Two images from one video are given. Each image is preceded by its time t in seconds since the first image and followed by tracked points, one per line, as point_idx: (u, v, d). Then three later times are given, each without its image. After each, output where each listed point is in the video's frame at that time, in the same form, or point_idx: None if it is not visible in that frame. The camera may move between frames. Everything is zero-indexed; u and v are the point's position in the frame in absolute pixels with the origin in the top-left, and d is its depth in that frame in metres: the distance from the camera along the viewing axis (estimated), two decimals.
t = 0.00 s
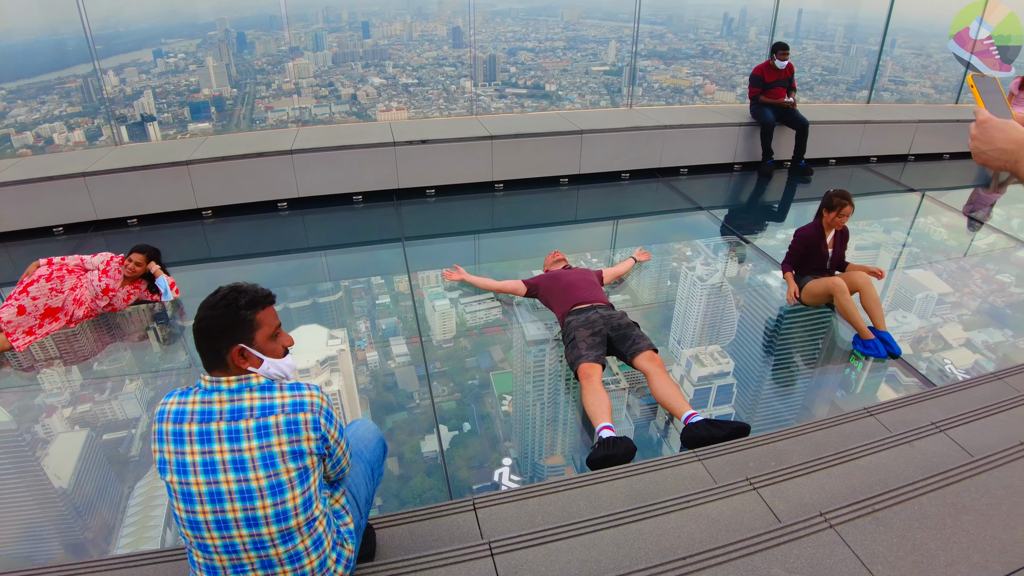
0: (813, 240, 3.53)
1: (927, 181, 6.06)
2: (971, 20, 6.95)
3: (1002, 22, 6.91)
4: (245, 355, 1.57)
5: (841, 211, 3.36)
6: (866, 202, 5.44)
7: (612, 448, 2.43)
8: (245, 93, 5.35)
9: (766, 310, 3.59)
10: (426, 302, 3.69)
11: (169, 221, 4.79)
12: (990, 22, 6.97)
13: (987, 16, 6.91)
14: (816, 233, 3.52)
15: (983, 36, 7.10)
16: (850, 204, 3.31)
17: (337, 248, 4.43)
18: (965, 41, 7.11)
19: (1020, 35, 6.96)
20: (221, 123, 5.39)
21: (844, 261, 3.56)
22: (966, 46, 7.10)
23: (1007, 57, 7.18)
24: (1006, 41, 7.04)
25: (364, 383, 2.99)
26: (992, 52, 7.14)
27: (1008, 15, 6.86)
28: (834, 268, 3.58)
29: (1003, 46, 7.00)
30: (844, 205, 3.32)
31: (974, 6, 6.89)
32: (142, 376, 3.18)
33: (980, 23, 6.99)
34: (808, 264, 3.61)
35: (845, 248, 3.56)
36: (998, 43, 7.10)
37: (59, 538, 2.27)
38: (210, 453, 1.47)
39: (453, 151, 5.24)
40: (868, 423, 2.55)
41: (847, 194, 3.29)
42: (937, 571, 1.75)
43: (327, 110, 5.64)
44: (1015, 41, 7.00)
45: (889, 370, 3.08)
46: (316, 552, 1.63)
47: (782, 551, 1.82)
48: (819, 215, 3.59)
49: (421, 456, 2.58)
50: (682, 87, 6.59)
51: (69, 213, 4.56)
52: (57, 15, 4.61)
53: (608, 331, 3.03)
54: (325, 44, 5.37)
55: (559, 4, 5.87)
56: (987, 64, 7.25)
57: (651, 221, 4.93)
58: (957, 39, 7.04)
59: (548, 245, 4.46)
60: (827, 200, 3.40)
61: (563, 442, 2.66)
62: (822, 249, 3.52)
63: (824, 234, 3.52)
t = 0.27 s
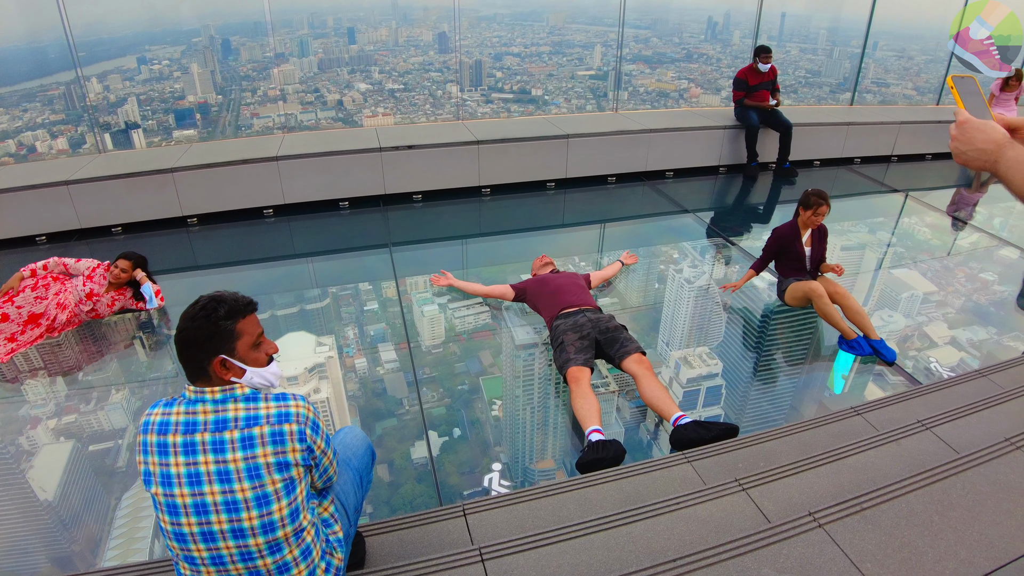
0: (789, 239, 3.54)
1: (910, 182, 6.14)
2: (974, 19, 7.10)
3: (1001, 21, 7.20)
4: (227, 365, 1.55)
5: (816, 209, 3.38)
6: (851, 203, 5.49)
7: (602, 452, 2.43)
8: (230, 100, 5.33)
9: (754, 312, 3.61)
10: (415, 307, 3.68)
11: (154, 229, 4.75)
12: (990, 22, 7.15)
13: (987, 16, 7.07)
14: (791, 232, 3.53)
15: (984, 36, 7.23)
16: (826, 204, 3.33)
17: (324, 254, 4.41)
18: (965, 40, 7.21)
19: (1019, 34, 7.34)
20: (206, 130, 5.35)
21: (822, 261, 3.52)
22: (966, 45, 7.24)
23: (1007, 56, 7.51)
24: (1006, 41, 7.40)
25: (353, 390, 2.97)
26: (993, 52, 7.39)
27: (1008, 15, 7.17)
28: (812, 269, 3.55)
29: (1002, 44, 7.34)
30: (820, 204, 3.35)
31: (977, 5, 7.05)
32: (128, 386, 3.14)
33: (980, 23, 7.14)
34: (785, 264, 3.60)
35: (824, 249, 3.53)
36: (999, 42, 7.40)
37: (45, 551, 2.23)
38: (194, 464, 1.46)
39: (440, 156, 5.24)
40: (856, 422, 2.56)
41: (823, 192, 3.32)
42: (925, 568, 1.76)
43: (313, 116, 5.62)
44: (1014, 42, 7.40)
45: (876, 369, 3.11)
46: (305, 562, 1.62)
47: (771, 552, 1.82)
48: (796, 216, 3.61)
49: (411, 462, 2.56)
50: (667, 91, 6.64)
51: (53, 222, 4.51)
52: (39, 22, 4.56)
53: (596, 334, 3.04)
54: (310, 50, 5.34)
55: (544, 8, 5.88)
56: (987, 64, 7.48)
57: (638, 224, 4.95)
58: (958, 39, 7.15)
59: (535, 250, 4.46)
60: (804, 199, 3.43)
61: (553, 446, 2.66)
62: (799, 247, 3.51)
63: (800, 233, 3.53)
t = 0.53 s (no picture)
0: (763, 240, 3.56)
1: (893, 182, 6.21)
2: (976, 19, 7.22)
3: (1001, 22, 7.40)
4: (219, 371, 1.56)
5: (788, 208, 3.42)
6: (835, 203, 5.54)
7: (591, 454, 2.44)
8: (215, 105, 5.28)
9: (740, 312, 3.63)
10: (403, 312, 3.67)
11: (138, 237, 4.70)
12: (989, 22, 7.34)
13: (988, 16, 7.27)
14: (764, 232, 3.57)
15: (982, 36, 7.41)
16: (801, 204, 3.36)
17: (311, 259, 4.39)
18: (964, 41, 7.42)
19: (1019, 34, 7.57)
20: (191, 136, 5.31)
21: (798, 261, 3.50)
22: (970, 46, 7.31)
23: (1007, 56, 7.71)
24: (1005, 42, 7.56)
25: (342, 396, 2.95)
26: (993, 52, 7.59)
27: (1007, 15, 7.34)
28: (787, 268, 3.53)
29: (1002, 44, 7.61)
30: (797, 206, 3.38)
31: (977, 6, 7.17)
32: (114, 395, 3.10)
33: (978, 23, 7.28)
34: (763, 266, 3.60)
35: (800, 248, 3.52)
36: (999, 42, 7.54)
37: (30, 564, 2.20)
38: (180, 474, 1.44)
39: (426, 160, 5.23)
40: (843, 420, 2.58)
41: (794, 191, 3.38)
42: (914, 564, 1.76)
43: (299, 121, 5.59)
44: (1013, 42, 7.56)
45: (862, 367, 3.13)
46: (294, 570, 1.61)
47: (761, 551, 1.82)
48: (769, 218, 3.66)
49: (400, 468, 2.55)
50: (652, 94, 6.68)
51: (35, 230, 4.46)
52: (20, 29, 4.51)
53: (584, 337, 3.04)
54: (295, 56, 5.34)
55: (530, 12, 5.90)
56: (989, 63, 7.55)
57: (625, 227, 4.96)
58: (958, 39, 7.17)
59: (523, 253, 4.46)
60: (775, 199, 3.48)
61: (543, 449, 2.66)
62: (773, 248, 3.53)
63: (774, 233, 3.56)
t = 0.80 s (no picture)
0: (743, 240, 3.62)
1: (877, 181, 6.28)
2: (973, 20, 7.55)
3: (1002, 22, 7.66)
4: (212, 376, 1.60)
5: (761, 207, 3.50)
6: (821, 203, 5.59)
7: (581, 455, 2.44)
8: (199, 110, 5.25)
9: (728, 311, 3.65)
10: (391, 316, 3.66)
11: (123, 243, 4.66)
12: (990, 22, 7.62)
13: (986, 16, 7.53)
14: (742, 232, 3.63)
15: (983, 36, 7.71)
16: (768, 202, 3.45)
17: (298, 264, 4.37)
18: (965, 40, 7.70)
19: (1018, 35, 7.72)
20: (175, 140, 5.26)
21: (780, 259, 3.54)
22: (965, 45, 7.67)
23: (1007, 56, 7.99)
24: (1006, 41, 7.80)
25: (330, 401, 2.93)
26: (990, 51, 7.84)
27: (1008, 15, 7.60)
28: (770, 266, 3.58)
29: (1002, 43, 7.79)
30: (764, 203, 3.47)
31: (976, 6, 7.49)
32: (100, 403, 3.06)
33: (980, 23, 7.60)
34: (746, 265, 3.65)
35: (781, 245, 3.56)
36: (999, 42, 7.81)
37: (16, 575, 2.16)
38: (167, 482, 1.43)
39: (413, 163, 5.22)
40: (831, 417, 2.60)
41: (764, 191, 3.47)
42: (904, 560, 1.77)
43: (285, 125, 5.56)
44: (1014, 41, 7.79)
45: (849, 365, 3.16)
46: None
47: (751, 549, 1.82)
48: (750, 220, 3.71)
49: (390, 472, 2.54)
50: (638, 95, 6.71)
51: (17, 237, 4.40)
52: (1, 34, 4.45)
53: (572, 338, 3.05)
54: (280, 59, 5.32)
55: (515, 15, 5.93)
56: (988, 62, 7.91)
57: (612, 228, 4.98)
58: (958, 39, 7.56)
59: (510, 255, 4.46)
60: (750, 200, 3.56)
61: (533, 451, 2.66)
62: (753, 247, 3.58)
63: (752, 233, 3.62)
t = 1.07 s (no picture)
0: (733, 240, 3.64)
1: (864, 180, 6.34)
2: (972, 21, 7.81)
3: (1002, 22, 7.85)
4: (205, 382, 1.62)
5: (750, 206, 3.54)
6: (808, 203, 5.63)
7: (573, 457, 2.44)
8: (186, 114, 5.21)
9: (718, 312, 3.67)
10: (381, 320, 3.65)
11: (109, 249, 4.61)
12: (990, 22, 7.84)
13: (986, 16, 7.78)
14: (733, 233, 3.65)
15: (983, 36, 7.93)
16: (752, 201, 3.51)
17: (286, 269, 4.34)
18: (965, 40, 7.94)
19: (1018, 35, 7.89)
20: (162, 145, 5.22)
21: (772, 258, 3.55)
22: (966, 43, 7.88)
23: (1007, 56, 8.17)
24: (1006, 41, 7.97)
25: (320, 406, 2.92)
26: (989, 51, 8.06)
27: (1008, 15, 7.79)
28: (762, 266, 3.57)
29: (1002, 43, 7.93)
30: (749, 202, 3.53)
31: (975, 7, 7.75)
32: (87, 411, 3.02)
33: (980, 24, 7.85)
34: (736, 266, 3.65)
35: (772, 244, 3.57)
36: (999, 42, 8.00)
37: None
38: (156, 490, 1.41)
39: (401, 166, 5.20)
40: (821, 416, 2.61)
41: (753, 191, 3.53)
42: (896, 557, 1.77)
43: (272, 129, 5.54)
44: (1014, 41, 7.96)
45: (838, 364, 3.18)
46: None
47: (744, 549, 1.82)
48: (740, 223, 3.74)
49: (382, 477, 2.53)
50: (626, 97, 6.73)
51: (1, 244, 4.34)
52: None
53: (563, 340, 3.05)
54: (267, 63, 5.29)
55: (503, 18, 5.94)
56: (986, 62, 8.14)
57: (601, 230, 4.99)
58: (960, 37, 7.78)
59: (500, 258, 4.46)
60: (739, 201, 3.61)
61: (525, 453, 2.65)
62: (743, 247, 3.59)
63: (743, 234, 3.63)
